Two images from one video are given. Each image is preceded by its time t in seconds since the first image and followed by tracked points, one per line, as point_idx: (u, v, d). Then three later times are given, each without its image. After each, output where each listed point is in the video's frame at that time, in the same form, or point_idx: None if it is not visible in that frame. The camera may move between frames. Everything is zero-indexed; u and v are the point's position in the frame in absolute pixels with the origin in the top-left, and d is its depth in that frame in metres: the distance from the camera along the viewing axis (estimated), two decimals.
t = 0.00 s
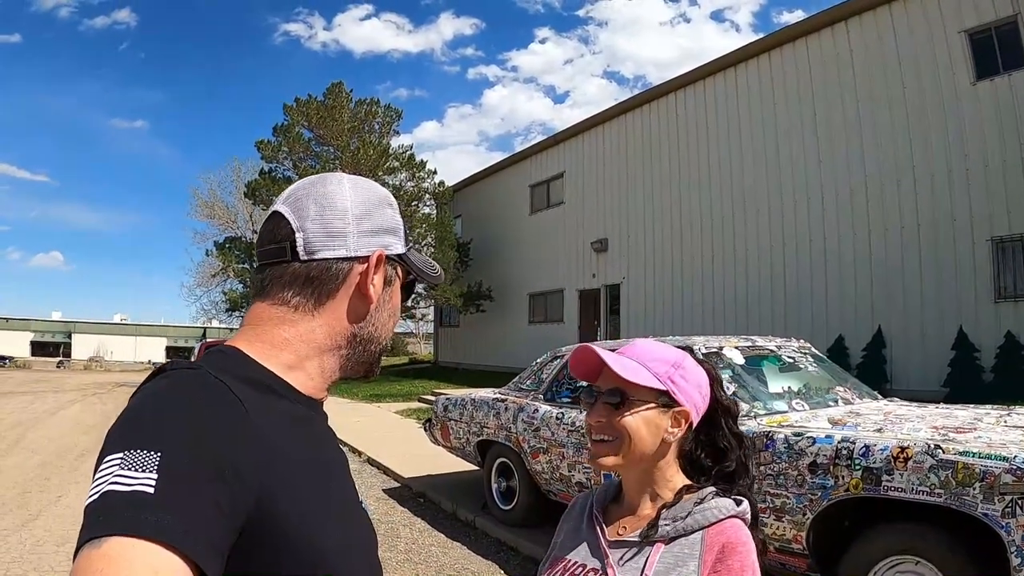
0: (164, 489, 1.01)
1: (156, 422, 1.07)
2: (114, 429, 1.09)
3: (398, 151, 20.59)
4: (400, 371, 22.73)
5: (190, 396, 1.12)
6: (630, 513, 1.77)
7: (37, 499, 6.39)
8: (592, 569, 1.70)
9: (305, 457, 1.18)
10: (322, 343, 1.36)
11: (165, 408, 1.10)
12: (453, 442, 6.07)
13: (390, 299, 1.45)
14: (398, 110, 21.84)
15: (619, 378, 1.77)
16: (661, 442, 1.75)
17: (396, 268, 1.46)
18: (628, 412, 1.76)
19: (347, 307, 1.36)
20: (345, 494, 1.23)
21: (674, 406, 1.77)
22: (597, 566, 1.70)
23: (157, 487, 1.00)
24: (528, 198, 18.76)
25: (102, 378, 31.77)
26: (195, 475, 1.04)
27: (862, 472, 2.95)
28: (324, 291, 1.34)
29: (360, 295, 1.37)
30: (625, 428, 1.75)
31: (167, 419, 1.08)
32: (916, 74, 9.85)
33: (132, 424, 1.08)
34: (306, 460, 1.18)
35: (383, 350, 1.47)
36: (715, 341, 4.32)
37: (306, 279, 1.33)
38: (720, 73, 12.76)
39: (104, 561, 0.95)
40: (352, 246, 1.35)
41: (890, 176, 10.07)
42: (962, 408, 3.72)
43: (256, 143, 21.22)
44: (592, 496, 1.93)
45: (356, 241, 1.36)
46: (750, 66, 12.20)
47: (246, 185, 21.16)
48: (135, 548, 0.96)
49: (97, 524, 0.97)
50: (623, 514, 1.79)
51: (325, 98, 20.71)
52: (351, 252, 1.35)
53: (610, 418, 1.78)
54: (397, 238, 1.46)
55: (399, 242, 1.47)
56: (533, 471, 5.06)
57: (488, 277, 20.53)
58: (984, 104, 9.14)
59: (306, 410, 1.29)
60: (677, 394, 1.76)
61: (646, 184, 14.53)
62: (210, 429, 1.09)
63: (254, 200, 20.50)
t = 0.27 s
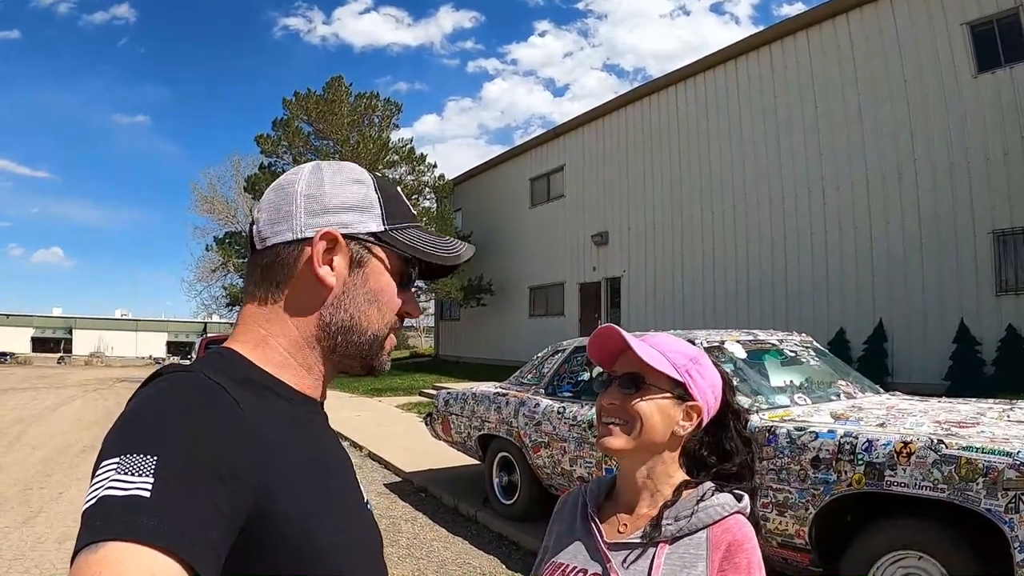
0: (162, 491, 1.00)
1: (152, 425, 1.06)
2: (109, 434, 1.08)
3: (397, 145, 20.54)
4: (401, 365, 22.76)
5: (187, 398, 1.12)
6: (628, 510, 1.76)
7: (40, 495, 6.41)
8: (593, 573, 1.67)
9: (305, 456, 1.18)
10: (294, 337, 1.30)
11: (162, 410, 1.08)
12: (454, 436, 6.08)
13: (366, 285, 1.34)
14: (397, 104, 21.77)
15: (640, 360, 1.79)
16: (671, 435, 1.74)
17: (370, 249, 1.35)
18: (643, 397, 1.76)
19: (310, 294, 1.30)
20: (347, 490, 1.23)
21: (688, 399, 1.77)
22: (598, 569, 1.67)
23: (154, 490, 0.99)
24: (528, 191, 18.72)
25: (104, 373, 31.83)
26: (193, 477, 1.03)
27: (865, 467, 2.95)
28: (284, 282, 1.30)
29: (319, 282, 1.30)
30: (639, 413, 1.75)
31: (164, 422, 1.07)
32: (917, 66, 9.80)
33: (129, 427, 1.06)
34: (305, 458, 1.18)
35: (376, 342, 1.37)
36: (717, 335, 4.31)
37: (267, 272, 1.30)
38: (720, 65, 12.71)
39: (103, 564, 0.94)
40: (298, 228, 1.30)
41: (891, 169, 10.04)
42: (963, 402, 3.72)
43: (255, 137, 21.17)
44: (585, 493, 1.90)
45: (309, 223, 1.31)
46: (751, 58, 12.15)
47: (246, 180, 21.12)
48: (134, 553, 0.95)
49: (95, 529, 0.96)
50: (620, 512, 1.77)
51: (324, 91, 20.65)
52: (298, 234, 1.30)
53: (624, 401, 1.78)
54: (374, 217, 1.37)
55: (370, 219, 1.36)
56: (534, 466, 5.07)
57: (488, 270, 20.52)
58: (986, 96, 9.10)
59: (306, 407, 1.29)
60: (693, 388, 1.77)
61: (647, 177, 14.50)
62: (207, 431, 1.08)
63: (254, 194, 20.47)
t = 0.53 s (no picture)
0: (163, 492, 0.98)
1: (152, 427, 1.05)
2: (110, 437, 1.06)
3: (393, 146, 20.51)
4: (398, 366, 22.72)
5: (186, 402, 1.10)
6: (623, 512, 1.74)
7: (36, 501, 6.37)
8: None
9: (304, 458, 1.16)
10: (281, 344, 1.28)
11: (163, 413, 1.07)
12: (452, 437, 6.06)
13: (348, 287, 1.29)
14: (392, 105, 21.74)
15: (644, 362, 1.78)
16: (671, 435, 1.76)
17: (350, 249, 1.29)
18: (648, 400, 1.76)
19: (293, 299, 1.27)
20: (348, 491, 1.22)
21: (686, 399, 1.78)
22: None
23: (155, 490, 0.98)
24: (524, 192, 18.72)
25: (99, 377, 31.71)
26: (193, 479, 1.02)
27: (864, 464, 2.95)
28: (267, 288, 1.29)
29: (297, 286, 1.26)
30: (644, 417, 1.74)
31: (164, 424, 1.06)
32: (911, 64, 9.83)
33: (129, 429, 1.05)
34: (304, 460, 1.17)
35: (366, 347, 1.30)
36: (714, 334, 4.30)
37: (252, 279, 1.30)
38: (715, 65, 12.72)
39: (103, 565, 0.93)
40: (277, 231, 1.28)
41: (886, 167, 10.06)
42: (961, 399, 3.73)
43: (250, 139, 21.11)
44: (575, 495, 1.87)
45: (285, 224, 1.28)
46: (745, 57, 12.16)
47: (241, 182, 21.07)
48: (136, 553, 0.93)
49: (95, 530, 0.95)
50: (615, 514, 1.75)
51: (319, 93, 20.61)
52: (277, 237, 1.28)
53: (630, 405, 1.76)
54: (355, 214, 1.31)
55: (351, 217, 1.30)
56: (533, 466, 5.06)
57: (484, 271, 20.51)
58: (980, 93, 9.13)
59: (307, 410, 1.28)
60: (692, 387, 1.78)
61: (642, 177, 14.50)
62: (206, 433, 1.07)
63: (249, 196, 20.41)
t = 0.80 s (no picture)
0: (164, 491, 0.97)
1: (156, 427, 1.04)
2: (111, 438, 1.05)
3: (392, 146, 20.51)
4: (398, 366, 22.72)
5: (189, 402, 1.10)
6: (625, 508, 1.75)
7: (37, 503, 6.37)
8: None
9: (305, 459, 1.16)
10: (271, 347, 1.29)
11: (166, 413, 1.07)
12: (453, 437, 6.06)
13: (331, 285, 1.27)
14: (391, 105, 21.73)
15: (651, 370, 1.78)
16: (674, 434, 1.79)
17: (330, 248, 1.28)
18: (660, 408, 1.77)
19: (281, 299, 1.28)
20: (348, 492, 1.22)
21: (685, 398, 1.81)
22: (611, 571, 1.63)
23: (157, 488, 0.97)
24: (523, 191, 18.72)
25: (99, 380, 31.72)
26: (194, 478, 1.01)
27: (865, 462, 2.95)
28: (258, 289, 1.29)
29: (280, 288, 1.27)
30: (656, 424, 1.76)
31: (167, 424, 1.05)
32: (910, 60, 9.83)
33: (130, 430, 1.04)
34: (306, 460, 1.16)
35: (354, 345, 1.29)
36: (715, 332, 4.30)
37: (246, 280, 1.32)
38: (713, 63, 12.72)
39: (105, 565, 0.92)
40: (265, 231, 1.28)
41: (885, 164, 10.07)
42: (961, 395, 3.73)
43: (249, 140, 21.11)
44: (574, 495, 1.87)
45: (268, 225, 1.28)
46: (743, 55, 12.16)
47: (240, 183, 21.06)
48: (137, 552, 0.92)
49: (96, 529, 0.93)
50: (617, 510, 1.76)
51: (318, 94, 20.60)
52: (265, 237, 1.28)
53: (643, 415, 1.76)
54: (336, 210, 1.30)
55: (333, 213, 1.29)
56: (533, 465, 5.06)
57: (484, 270, 20.51)
58: (978, 90, 9.13)
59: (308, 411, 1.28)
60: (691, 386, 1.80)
61: (641, 175, 14.50)
62: (207, 433, 1.06)
63: (248, 197, 20.41)
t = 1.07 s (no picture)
0: (177, 486, 0.94)
1: (169, 424, 1.01)
2: (124, 433, 1.02)
3: (396, 143, 20.53)
4: (403, 363, 22.78)
5: (200, 400, 1.07)
6: (633, 503, 1.76)
7: (45, 500, 6.42)
8: (615, 569, 1.64)
9: (314, 459, 1.14)
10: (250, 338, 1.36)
11: (177, 410, 1.04)
12: (458, 434, 6.08)
13: (290, 275, 1.33)
14: (395, 102, 21.74)
15: (641, 369, 1.78)
16: (677, 430, 1.78)
17: (289, 238, 1.34)
18: (653, 405, 1.76)
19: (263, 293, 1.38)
20: (357, 494, 1.20)
21: (687, 395, 1.80)
22: (620, 564, 1.63)
23: (169, 483, 0.94)
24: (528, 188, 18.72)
25: (106, 377, 31.90)
26: (206, 475, 0.98)
27: (871, 459, 2.95)
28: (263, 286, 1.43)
29: (264, 280, 1.38)
30: (649, 422, 1.75)
31: (180, 420, 1.03)
32: (915, 56, 9.79)
33: (142, 427, 1.01)
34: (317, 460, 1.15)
35: (306, 331, 1.29)
36: (720, 329, 4.31)
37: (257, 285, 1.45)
38: (718, 59, 12.68)
39: (117, 560, 0.88)
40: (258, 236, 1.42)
41: (890, 161, 10.04)
42: (967, 393, 3.73)
43: (254, 138, 21.16)
44: (580, 492, 1.88)
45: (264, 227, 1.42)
46: (748, 51, 12.12)
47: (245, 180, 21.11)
48: (151, 545, 0.89)
49: (108, 523, 0.89)
50: (625, 505, 1.77)
51: (323, 91, 20.62)
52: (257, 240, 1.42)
53: (637, 413, 1.76)
54: (293, 203, 1.35)
55: (293, 206, 1.35)
56: (539, 462, 5.08)
57: (488, 267, 20.54)
58: (984, 86, 9.10)
59: (316, 410, 1.26)
60: (693, 383, 1.79)
61: (646, 171, 14.47)
62: (219, 430, 1.04)
63: (253, 195, 20.46)
